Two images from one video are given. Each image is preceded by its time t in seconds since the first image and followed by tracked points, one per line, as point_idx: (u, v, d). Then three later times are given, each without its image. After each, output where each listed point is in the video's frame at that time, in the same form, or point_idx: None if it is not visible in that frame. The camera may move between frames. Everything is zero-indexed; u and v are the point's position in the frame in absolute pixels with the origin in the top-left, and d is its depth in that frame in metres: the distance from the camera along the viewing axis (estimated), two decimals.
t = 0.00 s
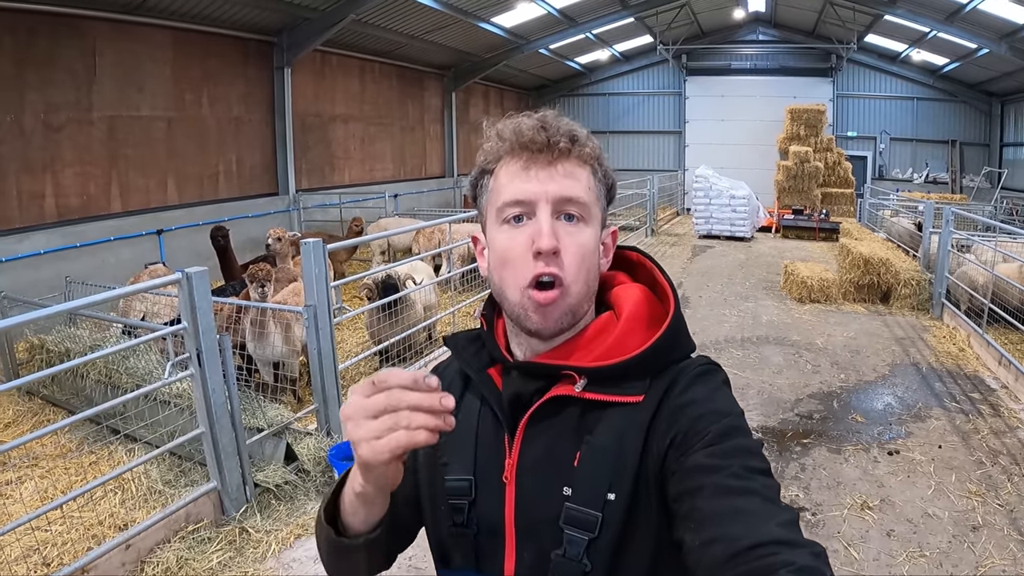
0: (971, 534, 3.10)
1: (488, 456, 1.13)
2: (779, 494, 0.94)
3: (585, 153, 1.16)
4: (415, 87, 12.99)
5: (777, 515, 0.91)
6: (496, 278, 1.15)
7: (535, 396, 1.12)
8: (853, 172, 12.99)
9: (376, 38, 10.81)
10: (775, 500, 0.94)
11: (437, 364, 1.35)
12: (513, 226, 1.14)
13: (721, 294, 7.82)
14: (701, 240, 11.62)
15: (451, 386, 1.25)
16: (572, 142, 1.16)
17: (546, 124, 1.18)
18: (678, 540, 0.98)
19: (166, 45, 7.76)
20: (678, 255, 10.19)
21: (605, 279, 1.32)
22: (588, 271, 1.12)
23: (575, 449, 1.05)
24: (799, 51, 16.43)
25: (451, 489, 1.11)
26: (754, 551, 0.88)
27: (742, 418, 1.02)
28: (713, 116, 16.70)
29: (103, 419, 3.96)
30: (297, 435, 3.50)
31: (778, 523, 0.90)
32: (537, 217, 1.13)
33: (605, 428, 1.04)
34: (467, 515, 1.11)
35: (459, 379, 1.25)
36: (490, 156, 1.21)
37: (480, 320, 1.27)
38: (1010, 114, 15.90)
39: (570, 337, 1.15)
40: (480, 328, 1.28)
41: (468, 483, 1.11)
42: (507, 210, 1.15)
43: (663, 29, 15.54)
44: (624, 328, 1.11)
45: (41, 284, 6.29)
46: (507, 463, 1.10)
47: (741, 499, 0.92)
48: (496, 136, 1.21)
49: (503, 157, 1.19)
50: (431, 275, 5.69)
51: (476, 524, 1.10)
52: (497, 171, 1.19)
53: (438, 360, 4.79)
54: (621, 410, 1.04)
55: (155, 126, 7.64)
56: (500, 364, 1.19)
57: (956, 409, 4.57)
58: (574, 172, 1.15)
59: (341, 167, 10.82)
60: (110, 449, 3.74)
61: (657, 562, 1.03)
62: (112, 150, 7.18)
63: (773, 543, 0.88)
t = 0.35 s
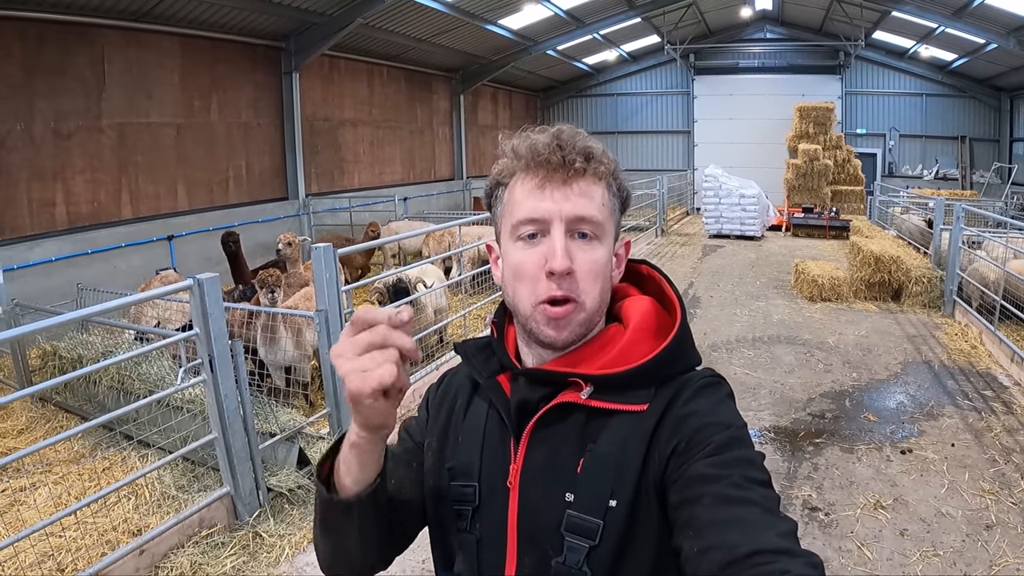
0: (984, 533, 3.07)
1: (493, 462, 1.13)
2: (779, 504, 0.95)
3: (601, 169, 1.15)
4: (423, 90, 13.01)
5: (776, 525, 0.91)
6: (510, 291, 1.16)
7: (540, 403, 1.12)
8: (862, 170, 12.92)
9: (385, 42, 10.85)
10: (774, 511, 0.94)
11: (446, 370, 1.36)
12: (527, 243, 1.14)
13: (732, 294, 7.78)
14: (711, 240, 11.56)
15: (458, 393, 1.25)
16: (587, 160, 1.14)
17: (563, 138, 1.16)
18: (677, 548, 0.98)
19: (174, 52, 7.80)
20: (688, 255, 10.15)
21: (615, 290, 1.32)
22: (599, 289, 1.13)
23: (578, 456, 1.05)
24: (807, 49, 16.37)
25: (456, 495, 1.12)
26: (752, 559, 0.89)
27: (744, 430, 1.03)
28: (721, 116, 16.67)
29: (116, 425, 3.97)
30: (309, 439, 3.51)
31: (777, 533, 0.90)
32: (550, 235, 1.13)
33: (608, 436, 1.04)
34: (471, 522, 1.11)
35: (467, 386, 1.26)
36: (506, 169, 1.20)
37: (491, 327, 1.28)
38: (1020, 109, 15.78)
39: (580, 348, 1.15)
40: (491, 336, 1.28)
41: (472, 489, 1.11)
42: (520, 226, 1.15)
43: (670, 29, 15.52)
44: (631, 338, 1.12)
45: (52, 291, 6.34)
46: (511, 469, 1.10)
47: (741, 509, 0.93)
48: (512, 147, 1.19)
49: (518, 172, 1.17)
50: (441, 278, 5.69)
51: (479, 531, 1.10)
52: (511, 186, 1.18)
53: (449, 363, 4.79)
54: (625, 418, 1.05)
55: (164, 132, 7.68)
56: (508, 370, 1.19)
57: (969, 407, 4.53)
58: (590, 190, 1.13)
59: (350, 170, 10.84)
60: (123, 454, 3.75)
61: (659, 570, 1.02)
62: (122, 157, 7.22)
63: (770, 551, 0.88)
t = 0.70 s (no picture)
0: (992, 532, 3.05)
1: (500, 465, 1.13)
2: (788, 509, 0.95)
3: (601, 171, 1.15)
4: (427, 91, 13.03)
5: (785, 530, 0.91)
6: (516, 297, 1.16)
7: (547, 407, 1.12)
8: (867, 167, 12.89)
9: (389, 44, 10.90)
10: (784, 515, 0.94)
11: (453, 373, 1.36)
12: (531, 249, 1.14)
13: (737, 293, 7.76)
14: (716, 239, 11.54)
15: (466, 396, 1.25)
16: (586, 163, 1.14)
17: (561, 142, 1.16)
18: (687, 552, 0.98)
19: (178, 56, 7.83)
20: (693, 254, 10.13)
21: (623, 294, 1.32)
22: (606, 291, 1.13)
23: (585, 460, 1.05)
24: (811, 46, 16.34)
25: (462, 499, 1.11)
26: (762, 563, 0.88)
27: (751, 434, 1.03)
28: (725, 114, 16.66)
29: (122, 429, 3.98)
30: (314, 442, 3.52)
31: (786, 538, 0.90)
32: (554, 240, 1.13)
33: (615, 441, 1.03)
34: (477, 527, 1.10)
35: (475, 389, 1.26)
36: (506, 176, 1.20)
37: (498, 331, 1.28)
38: None
39: (589, 350, 1.15)
40: (497, 339, 1.28)
41: (477, 493, 1.10)
42: (523, 232, 1.15)
43: (673, 28, 15.52)
44: (638, 342, 1.11)
45: (58, 296, 6.37)
46: (518, 472, 1.10)
47: (750, 514, 0.93)
48: (512, 153, 1.20)
49: (519, 178, 1.17)
50: (446, 280, 5.70)
51: (484, 535, 1.10)
52: (512, 192, 1.18)
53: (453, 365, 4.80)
54: (632, 422, 1.04)
55: (168, 136, 7.70)
56: (515, 375, 1.19)
57: (976, 405, 4.51)
58: (591, 193, 1.13)
59: (355, 173, 10.87)
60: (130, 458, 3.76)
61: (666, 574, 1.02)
62: (126, 161, 7.25)
63: (780, 556, 0.88)
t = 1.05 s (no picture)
0: (985, 535, 3.07)
1: (506, 468, 1.14)
2: (793, 509, 0.96)
3: (574, 177, 1.15)
4: (421, 95, 13.05)
5: (790, 529, 0.92)
6: (503, 310, 1.18)
7: (552, 410, 1.13)
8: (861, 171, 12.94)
9: (383, 48, 10.90)
10: (789, 514, 0.95)
11: (456, 376, 1.37)
12: (512, 262, 1.16)
13: (732, 296, 7.78)
14: (710, 242, 11.57)
15: (470, 401, 1.26)
16: (556, 171, 1.15)
17: (530, 152, 1.17)
18: (693, 553, 0.99)
19: (173, 59, 7.83)
20: (688, 258, 10.16)
21: (624, 295, 1.33)
22: (591, 296, 1.13)
23: (591, 463, 1.06)
24: (805, 50, 16.41)
25: (470, 503, 1.13)
26: (767, 564, 0.90)
27: (756, 433, 1.04)
28: (719, 118, 16.72)
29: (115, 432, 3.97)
30: (308, 446, 3.53)
31: (791, 537, 0.91)
32: (532, 252, 1.14)
33: (621, 443, 1.04)
34: (486, 530, 1.13)
35: (479, 393, 1.27)
36: (482, 193, 1.21)
37: (500, 336, 1.28)
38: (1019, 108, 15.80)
39: (583, 354, 1.15)
40: (500, 343, 1.29)
41: (485, 498, 1.13)
42: (503, 247, 1.16)
43: (668, 32, 15.57)
44: (640, 343, 1.12)
45: (53, 299, 6.36)
46: (524, 476, 1.11)
47: (755, 514, 0.93)
48: (483, 171, 1.21)
49: (492, 194, 1.19)
50: (440, 284, 5.70)
51: (493, 538, 1.12)
52: (488, 208, 1.20)
53: (448, 368, 4.80)
54: (637, 424, 1.05)
55: (163, 139, 7.70)
56: (519, 377, 1.20)
57: (969, 408, 4.52)
58: (564, 201, 1.14)
59: (349, 176, 10.86)
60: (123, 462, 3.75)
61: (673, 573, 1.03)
62: (121, 164, 7.25)
63: (787, 556, 0.89)
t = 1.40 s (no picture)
0: (976, 532, 3.09)
1: (510, 467, 1.15)
2: (801, 508, 0.96)
3: (588, 175, 1.15)
4: (414, 92, 13.03)
5: (799, 529, 0.93)
6: (508, 305, 1.18)
7: (556, 409, 1.14)
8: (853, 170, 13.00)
9: (375, 44, 10.87)
10: (797, 514, 0.95)
11: (458, 374, 1.38)
12: (520, 258, 1.16)
13: (723, 294, 7.81)
14: (702, 241, 11.61)
15: (473, 399, 1.27)
16: (572, 168, 1.15)
17: (545, 148, 1.17)
18: (700, 553, 1.00)
19: (165, 55, 7.79)
20: (680, 256, 10.19)
21: (627, 293, 1.34)
22: (598, 295, 1.14)
23: (595, 461, 1.07)
24: (797, 50, 16.46)
25: (473, 502, 1.13)
26: (777, 565, 0.90)
27: (763, 432, 1.05)
28: (712, 117, 16.76)
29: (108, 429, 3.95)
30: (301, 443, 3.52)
31: (799, 536, 0.92)
32: (542, 248, 1.14)
33: (626, 441, 1.06)
34: (489, 529, 1.12)
35: (482, 392, 1.28)
36: (493, 185, 1.21)
37: (503, 333, 1.29)
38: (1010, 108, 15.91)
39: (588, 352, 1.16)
40: (503, 341, 1.30)
41: (489, 497, 1.13)
42: (511, 241, 1.17)
43: (661, 31, 15.59)
44: (645, 341, 1.14)
45: (43, 295, 6.33)
46: (529, 474, 1.12)
47: (763, 513, 0.94)
48: (496, 163, 1.20)
49: (504, 187, 1.18)
50: (433, 281, 5.70)
51: (496, 538, 1.11)
52: (499, 200, 1.20)
53: (441, 366, 4.81)
54: (642, 422, 1.07)
55: (156, 134, 7.67)
56: (522, 376, 1.22)
57: (960, 406, 4.56)
58: (577, 198, 1.14)
59: (342, 173, 10.84)
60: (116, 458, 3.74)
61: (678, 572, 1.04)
62: (113, 160, 7.21)
63: (796, 556, 0.89)
